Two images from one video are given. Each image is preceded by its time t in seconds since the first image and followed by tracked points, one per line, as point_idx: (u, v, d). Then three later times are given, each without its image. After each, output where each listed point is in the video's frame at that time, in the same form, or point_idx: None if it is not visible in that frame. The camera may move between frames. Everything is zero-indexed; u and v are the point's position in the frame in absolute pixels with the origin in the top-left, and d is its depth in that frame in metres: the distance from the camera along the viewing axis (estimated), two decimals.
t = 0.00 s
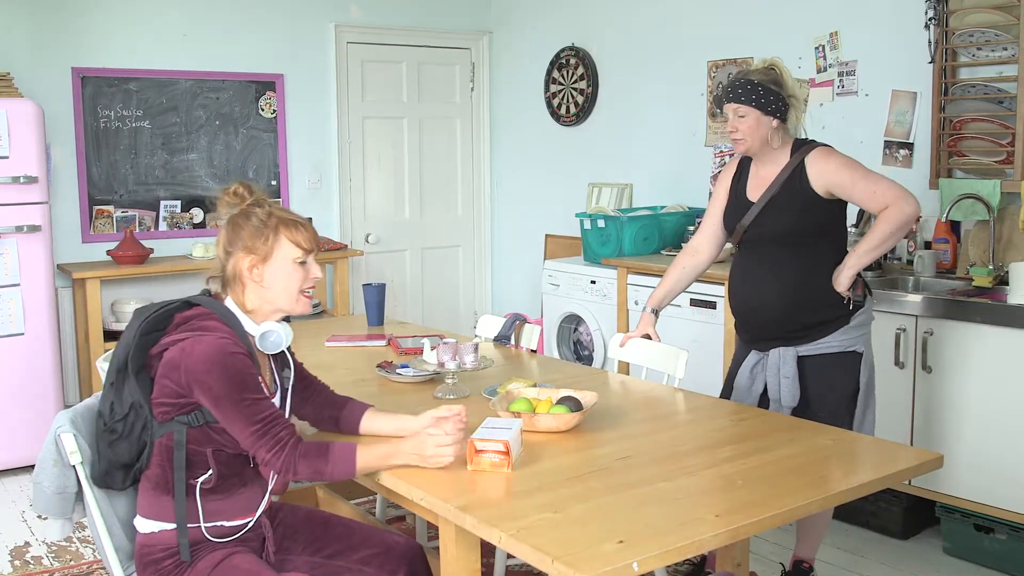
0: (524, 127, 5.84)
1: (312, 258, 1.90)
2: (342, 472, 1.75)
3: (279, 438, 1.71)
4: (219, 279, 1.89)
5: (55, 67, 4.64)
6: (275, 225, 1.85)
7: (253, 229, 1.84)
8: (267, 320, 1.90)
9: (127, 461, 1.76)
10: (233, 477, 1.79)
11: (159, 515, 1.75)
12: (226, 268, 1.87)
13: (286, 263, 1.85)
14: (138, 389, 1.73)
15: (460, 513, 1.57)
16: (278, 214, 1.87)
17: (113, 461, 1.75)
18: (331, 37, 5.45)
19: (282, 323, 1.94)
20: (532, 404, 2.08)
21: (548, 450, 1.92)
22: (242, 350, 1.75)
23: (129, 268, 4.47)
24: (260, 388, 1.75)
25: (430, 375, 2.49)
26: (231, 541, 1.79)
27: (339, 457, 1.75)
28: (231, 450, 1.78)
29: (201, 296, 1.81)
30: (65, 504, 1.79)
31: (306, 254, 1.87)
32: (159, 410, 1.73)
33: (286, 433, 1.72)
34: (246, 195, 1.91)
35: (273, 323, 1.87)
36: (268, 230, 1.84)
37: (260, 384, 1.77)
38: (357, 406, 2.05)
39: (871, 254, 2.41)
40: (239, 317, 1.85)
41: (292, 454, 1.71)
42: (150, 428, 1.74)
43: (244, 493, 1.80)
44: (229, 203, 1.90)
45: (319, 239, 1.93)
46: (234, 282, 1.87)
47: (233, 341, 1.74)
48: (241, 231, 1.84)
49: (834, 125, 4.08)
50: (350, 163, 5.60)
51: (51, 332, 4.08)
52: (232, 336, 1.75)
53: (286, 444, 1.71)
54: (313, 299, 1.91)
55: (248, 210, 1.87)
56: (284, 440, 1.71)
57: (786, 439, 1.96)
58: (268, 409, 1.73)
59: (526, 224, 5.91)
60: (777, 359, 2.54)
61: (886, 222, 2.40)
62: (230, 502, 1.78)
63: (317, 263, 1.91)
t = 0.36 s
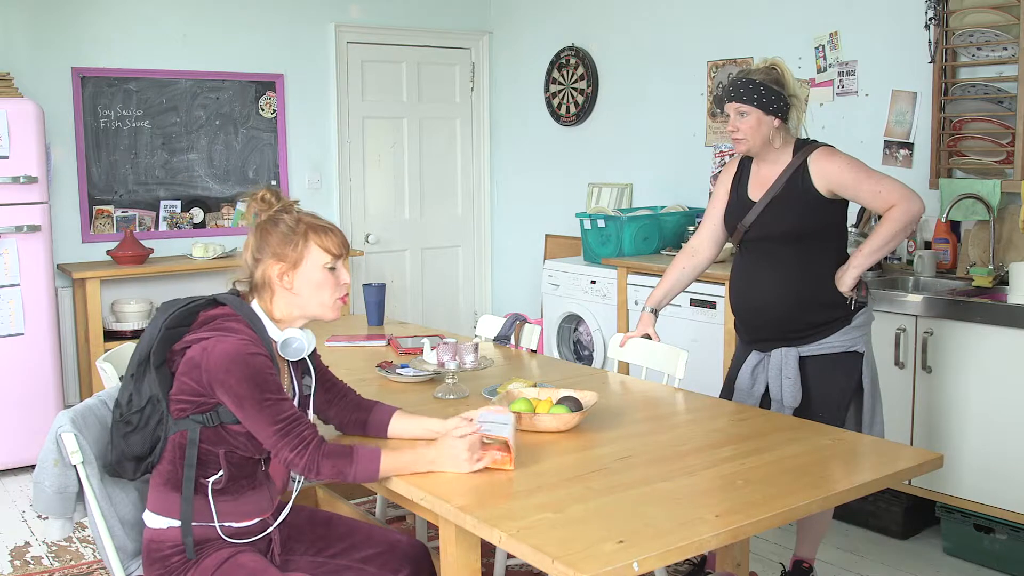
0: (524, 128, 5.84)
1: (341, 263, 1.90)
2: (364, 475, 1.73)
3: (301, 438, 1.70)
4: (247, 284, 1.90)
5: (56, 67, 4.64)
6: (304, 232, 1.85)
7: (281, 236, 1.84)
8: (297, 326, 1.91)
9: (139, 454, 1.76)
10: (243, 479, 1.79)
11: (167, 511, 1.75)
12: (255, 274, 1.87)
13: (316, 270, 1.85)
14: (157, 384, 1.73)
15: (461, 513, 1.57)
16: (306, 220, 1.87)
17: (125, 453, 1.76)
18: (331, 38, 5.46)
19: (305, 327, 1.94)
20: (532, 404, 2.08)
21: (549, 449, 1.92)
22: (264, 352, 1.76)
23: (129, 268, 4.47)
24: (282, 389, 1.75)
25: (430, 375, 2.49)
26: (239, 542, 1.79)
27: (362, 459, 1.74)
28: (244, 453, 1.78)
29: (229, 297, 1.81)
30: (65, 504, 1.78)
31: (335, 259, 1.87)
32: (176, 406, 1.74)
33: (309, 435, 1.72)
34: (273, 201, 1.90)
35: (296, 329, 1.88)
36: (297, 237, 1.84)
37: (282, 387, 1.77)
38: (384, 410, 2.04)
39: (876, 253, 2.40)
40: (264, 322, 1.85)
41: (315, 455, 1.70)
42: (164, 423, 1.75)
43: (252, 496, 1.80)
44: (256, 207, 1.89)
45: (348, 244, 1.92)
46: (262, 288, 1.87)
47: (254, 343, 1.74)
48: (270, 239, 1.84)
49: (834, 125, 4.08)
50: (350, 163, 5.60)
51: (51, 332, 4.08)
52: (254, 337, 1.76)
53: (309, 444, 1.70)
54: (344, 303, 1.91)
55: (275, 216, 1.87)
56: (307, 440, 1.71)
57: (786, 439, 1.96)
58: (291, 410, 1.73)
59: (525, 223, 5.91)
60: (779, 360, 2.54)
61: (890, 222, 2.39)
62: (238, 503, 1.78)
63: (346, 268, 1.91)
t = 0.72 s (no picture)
0: (524, 128, 5.85)
1: (324, 259, 1.91)
2: (356, 477, 1.73)
3: (291, 442, 1.71)
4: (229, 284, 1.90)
5: (56, 67, 4.64)
6: (285, 230, 1.85)
7: (262, 235, 1.85)
8: (282, 324, 1.91)
9: (132, 461, 1.76)
10: (235, 480, 1.80)
11: (161, 516, 1.75)
12: (238, 274, 1.87)
13: (300, 266, 1.86)
14: (144, 391, 1.72)
15: (461, 513, 1.57)
16: (288, 218, 1.88)
17: (117, 461, 1.75)
18: (331, 38, 5.46)
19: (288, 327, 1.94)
20: (532, 404, 2.08)
21: (548, 449, 1.92)
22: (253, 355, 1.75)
23: (129, 268, 4.47)
24: (272, 393, 1.74)
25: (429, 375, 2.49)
26: (236, 543, 1.79)
27: (353, 463, 1.74)
28: (235, 454, 1.78)
29: (208, 298, 1.81)
30: (64, 505, 1.78)
31: (318, 255, 1.88)
32: (166, 411, 1.74)
33: (299, 439, 1.72)
34: (253, 199, 1.94)
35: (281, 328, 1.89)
36: (279, 235, 1.84)
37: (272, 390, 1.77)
38: (354, 406, 2.06)
39: (879, 253, 2.41)
40: (250, 322, 1.85)
41: (306, 459, 1.71)
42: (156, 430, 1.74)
43: (245, 496, 1.81)
44: (237, 206, 1.94)
45: (332, 241, 1.93)
46: (245, 287, 1.87)
47: (243, 347, 1.74)
48: (251, 238, 1.84)
49: (835, 125, 4.08)
50: (350, 163, 5.60)
51: (51, 332, 4.08)
52: (242, 341, 1.75)
53: (299, 449, 1.71)
54: (328, 300, 1.92)
55: (256, 215, 1.87)
56: (297, 445, 1.71)
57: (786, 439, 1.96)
58: (281, 414, 1.73)
59: (525, 223, 5.91)
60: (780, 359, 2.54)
61: (894, 222, 2.39)
62: (232, 504, 1.79)
63: (329, 265, 1.91)
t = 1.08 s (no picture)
0: (524, 128, 5.85)
1: (323, 263, 1.92)
2: (357, 476, 1.73)
3: (289, 442, 1.70)
4: (227, 286, 1.89)
5: (56, 67, 4.64)
6: (286, 233, 1.86)
7: (262, 237, 1.85)
8: (280, 327, 1.91)
9: (125, 462, 1.76)
10: (229, 481, 1.80)
11: (156, 517, 1.76)
12: (236, 277, 1.86)
13: (302, 270, 1.86)
14: (139, 392, 1.72)
15: (461, 513, 1.57)
16: (289, 222, 1.88)
17: (110, 463, 1.75)
18: (331, 38, 5.46)
19: (286, 330, 1.94)
20: (532, 404, 2.08)
21: (547, 449, 1.92)
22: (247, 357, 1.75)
23: (129, 268, 4.47)
24: (267, 394, 1.74)
25: (429, 375, 2.49)
26: (228, 544, 1.80)
27: (353, 461, 1.73)
28: (228, 456, 1.78)
29: (207, 302, 1.81)
30: (64, 504, 1.78)
31: (319, 259, 1.89)
32: (159, 413, 1.73)
33: (297, 438, 1.72)
34: (251, 201, 1.95)
35: (278, 330, 1.88)
36: (281, 238, 1.85)
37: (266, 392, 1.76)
38: (359, 408, 2.06)
39: (880, 253, 2.41)
40: (244, 324, 1.85)
41: (305, 458, 1.71)
42: (149, 431, 1.74)
43: (238, 497, 1.81)
44: (234, 207, 1.94)
45: (332, 245, 1.94)
46: (244, 290, 1.87)
47: (236, 349, 1.74)
48: (251, 240, 1.84)
49: (835, 125, 4.08)
50: (350, 164, 5.60)
51: (51, 332, 4.08)
52: (235, 343, 1.75)
53: (298, 448, 1.71)
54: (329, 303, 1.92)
55: (256, 217, 1.88)
56: (295, 444, 1.71)
57: (785, 438, 1.96)
58: (278, 414, 1.72)
59: (525, 223, 5.92)
60: (782, 360, 2.53)
61: (895, 222, 2.39)
62: (225, 505, 1.79)
63: (328, 268, 1.92)
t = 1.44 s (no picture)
0: (524, 129, 5.84)
1: (310, 250, 1.91)
2: (357, 477, 1.72)
3: (290, 446, 1.70)
4: (220, 286, 1.90)
5: (55, 67, 4.64)
6: (267, 226, 1.85)
7: (244, 234, 1.85)
8: (278, 322, 1.92)
9: (127, 465, 1.76)
10: (231, 482, 1.80)
11: (157, 519, 1.75)
12: (227, 278, 1.88)
13: (288, 261, 1.86)
14: (140, 395, 1.72)
15: (461, 513, 1.56)
16: (269, 214, 1.87)
17: (112, 465, 1.75)
18: (331, 38, 5.46)
19: (285, 326, 1.95)
20: (532, 404, 2.08)
21: (547, 449, 1.92)
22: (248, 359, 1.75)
23: (128, 268, 4.47)
24: (268, 397, 1.74)
25: (429, 375, 2.49)
26: (230, 545, 1.80)
27: (352, 464, 1.72)
28: (231, 458, 1.78)
29: (206, 303, 1.81)
30: (64, 504, 1.78)
31: (304, 248, 1.88)
32: (161, 415, 1.73)
33: (298, 441, 1.72)
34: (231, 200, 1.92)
35: (276, 327, 1.90)
36: (262, 233, 1.84)
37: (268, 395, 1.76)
38: (359, 408, 2.06)
39: (880, 253, 2.41)
40: (243, 323, 1.86)
41: (305, 462, 1.70)
42: (151, 433, 1.74)
43: (241, 500, 1.81)
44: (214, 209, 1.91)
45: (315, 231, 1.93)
46: (236, 289, 1.88)
47: (238, 351, 1.73)
48: (234, 239, 1.85)
49: (834, 125, 4.08)
50: (350, 164, 5.60)
51: (50, 332, 4.08)
52: (237, 345, 1.75)
53: (298, 452, 1.70)
54: (320, 293, 1.92)
55: (236, 215, 1.87)
56: (295, 447, 1.71)
57: (785, 439, 1.96)
58: (278, 417, 1.72)
59: (524, 223, 5.91)
60: (782, 360, 2.53)
61: (895, 222, 2.40)
62: (228, 507, 1.79)
63: (316, 256, 1.91)
